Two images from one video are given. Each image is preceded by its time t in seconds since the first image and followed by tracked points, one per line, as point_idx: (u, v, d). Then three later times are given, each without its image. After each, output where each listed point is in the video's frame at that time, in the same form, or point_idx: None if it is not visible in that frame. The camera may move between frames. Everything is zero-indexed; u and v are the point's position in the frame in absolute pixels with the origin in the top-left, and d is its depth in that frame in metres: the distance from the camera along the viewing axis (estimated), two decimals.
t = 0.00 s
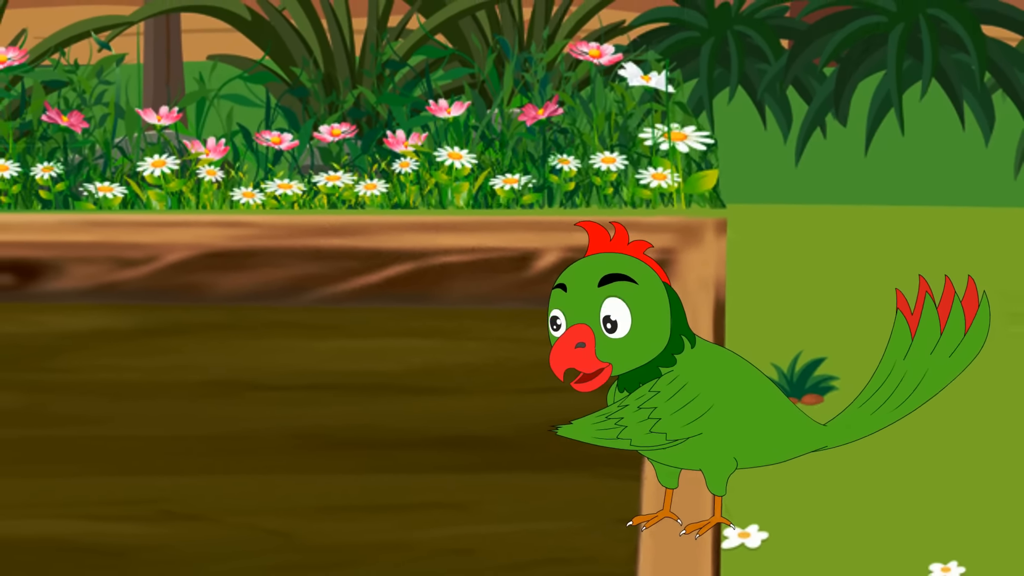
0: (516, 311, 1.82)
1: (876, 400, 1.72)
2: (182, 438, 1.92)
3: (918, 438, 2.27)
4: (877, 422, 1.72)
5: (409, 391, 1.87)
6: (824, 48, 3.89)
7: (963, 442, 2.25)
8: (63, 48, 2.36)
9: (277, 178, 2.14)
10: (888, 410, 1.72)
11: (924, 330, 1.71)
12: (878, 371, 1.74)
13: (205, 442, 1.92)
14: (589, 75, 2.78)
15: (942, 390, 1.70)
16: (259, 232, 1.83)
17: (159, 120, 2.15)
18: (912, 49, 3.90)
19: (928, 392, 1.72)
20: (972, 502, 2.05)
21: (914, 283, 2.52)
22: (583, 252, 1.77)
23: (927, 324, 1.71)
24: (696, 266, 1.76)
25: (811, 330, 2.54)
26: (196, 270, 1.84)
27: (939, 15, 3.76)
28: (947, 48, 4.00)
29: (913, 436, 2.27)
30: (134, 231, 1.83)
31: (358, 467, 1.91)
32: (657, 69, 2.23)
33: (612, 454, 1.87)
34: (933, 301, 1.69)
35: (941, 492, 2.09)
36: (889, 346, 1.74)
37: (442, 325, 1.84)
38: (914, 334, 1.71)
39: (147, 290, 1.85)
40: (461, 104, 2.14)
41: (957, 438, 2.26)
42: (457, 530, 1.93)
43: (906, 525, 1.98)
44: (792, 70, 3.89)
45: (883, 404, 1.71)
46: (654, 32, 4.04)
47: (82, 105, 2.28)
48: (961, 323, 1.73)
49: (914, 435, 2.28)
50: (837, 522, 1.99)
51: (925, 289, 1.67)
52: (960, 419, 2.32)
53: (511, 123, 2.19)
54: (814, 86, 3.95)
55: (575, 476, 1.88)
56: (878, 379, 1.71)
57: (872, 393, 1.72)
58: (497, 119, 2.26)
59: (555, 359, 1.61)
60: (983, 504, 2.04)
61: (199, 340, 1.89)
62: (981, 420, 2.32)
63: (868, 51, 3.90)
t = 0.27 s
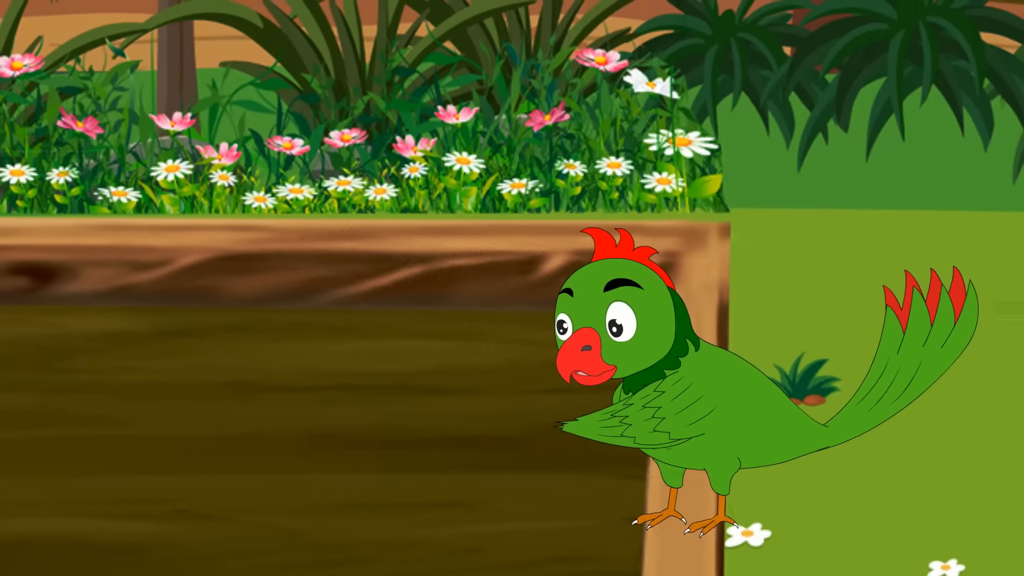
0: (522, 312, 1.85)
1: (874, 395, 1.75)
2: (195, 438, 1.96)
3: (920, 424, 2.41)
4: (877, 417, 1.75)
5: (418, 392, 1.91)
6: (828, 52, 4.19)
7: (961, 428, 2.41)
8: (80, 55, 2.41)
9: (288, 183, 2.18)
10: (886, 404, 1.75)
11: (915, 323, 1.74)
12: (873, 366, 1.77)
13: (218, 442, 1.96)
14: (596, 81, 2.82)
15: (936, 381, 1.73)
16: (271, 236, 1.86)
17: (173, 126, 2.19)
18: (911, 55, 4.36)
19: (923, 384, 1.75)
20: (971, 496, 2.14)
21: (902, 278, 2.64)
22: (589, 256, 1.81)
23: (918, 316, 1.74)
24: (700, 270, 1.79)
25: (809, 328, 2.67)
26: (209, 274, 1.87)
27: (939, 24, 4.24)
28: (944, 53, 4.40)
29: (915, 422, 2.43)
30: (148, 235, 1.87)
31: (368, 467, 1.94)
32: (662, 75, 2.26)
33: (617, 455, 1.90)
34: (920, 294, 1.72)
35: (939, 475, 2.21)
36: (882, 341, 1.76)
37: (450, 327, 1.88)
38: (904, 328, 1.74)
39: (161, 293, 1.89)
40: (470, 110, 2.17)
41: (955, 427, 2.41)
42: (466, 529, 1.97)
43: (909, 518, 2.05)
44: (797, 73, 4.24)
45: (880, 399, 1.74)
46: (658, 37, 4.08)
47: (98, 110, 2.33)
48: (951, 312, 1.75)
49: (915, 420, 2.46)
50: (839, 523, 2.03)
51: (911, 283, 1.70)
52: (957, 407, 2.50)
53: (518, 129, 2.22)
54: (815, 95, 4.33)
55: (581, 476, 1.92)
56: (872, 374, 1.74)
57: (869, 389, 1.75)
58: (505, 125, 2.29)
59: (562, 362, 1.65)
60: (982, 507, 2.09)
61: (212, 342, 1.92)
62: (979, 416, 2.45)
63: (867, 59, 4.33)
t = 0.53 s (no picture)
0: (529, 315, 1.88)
1: (877, 396, 1.83)
2: (209, 438, 2.00)
3: (923, 423, 2.33)
4: (880, 418, 1.83)
5: (427, 393, 1.95)
6: (831, 58, 4.06)
7: (963, 428, 2.33)
8: (94, 62, 2.45)
9: (299, 188, 2.22)
10: (888, 406, 1.83)
11: (917, 328, 1.82)
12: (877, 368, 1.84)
13: (231, 442, 1.99)
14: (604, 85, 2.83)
15: (937, 383, 1.80)
16: (282, 240, 1.90)
17: (186, 132, 2.23)
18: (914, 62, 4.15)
19: (925, 386, 1.83)
20: (970, 500, 2.17)
21: (901, 279, 2.59)
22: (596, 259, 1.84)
23: (919, 321, 1.82)
24: (704, 272, 1.82)
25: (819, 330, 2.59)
26: (221, 277, 1.91)
27: (939, 31, 4.05)
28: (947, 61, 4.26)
29: (917, 422, 2.33)
30: (161, 239, 1.91)
31: (379, 466, 1.98)
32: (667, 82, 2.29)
33: (623, 454, 1.94)
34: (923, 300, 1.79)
35: (940, 478, 2.21)
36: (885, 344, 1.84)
37: (458, 329, 1.92)
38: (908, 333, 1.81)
39: (175, 296, 1.93)
40: (478, 117, 2.21)
41: (960, 420, 2.35)
42: (476, 527, 2.00)
43: (908, 522, 2.10)
44: (800, 81, 4.13)
45: (883, 400, 1.83)
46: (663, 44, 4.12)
47: (112, 116, 2.37)
48: (952, 318, 1.83)
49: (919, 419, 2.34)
50: (849, 512, 2.11)
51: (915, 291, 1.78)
52: (964, 400, 2.41)
53: (527, 134, 2.27)
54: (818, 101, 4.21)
55: (587, 475, 1.95)
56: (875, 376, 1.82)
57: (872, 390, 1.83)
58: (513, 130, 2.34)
59: (569, 363, 1.68)
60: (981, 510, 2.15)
61: (224, 343, 1.96)
62: (983, 404, 2.40)
63: (870, 66, 4.20)
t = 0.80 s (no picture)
0: (536, 317, 1.93)
1: (881, 402, 1.82)
2: (223, 438, 2.03)
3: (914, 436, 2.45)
4: (882, 424, 1.82)
5: (437, 394, 1.98)
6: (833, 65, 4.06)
7: (955, 446, 2.42)
8: (108, 69, 2.50)
9: (311, 193, 2.26)
10: (891, 413, 1.82)
11: (927, 338, 1.81)
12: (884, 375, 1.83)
13: (244, 442, 2.03)
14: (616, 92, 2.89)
15: (943, 394, 1.80)
16: (294, 244, 1.94)
17: (199, 138, 2.27)
18: (913, 69, 4.17)
19: (930, 396, 1.82)
20: (971, 513, 2.15)
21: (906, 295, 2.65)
22: (602, 262, 1.88)
23: (931, 332, 1.79)
24: (708, 275, 1.86)
25: (818, 336, 2.69)
26: (235, 280, 1.96)
27: (938, 39, 4.10)
28: (945, 68, 4.24)
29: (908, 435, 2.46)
30: (175, 243, 1.95)
31: (390, 466, 2.02)
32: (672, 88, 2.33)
33: (630, 454, 1.96)
34: (935, 312, 1.78)
35: (937, 504, 2.18)
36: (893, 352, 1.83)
37: (468, 332, 1.95)
38: (918, 342, 1.80)
39: (189, 298, 1.97)
40: (486, 122, 2.25)
41: (953, 444, 2.42)
42: (486, 525, 2.04)
43: (904, 520, 2.12)
44: (802, 87, 4.08)
45: (887, 406, 1.81)
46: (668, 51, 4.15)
47: (126, 122, 2.42)
48: (962, 330, 1.82)
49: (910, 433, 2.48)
50: (842, 528, 2.09)
51: (930, 302, 1.76)
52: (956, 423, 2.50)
53: (533, 139, 2.32)
54: (819, 107, 4.18)
55: (595, 476, 1.98)
56: (884, 384, 1.80)
57: (877, 397, 1.82)
58: (520, 136, 2.37)
59: (575, 364, 1.71)
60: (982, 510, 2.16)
61: (238, 345, 2.00)
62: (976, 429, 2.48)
63: (871, 73, 4.15)
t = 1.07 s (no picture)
0: (544, 320, 1.97)
1: (884, 409, 1.83)
2: (239, 438, 2.08)
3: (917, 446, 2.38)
4: (884, 430, 1.83)
5: (448, 395, 2.02)
6: (835, 72, 4.03)
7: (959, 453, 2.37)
8: (123, 76, 2.54)
9: (323, 198, 2.31)
10: (894, 420, 1.83)
11: (934, 349, 1.82)
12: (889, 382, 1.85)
13: (259, 442, 2.07)
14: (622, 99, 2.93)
15: (946, 404, 1.81)
16: (306, 248, 1.99)
17: (213, 143, 2.32)
18: (914, 75, 4.04)
19: (934, 405, 1.84)
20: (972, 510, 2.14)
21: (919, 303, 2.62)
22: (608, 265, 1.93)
23: (938, 342, 1.80)
24: (713, 278, 1.89)
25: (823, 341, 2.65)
26: (248, 283, 2.00)
27: (939, 46, 4.00)
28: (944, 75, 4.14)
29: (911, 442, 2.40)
30: (190, 246, 2.00)
31: (402, 465, 2.05)
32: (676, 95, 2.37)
33: (636, 455, 2.01)
34: (943, 323, 1.79)
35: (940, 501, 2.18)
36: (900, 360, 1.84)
37: (477, 334, 1.99)
38: (924, 352, 1.81)
39: (203, 300, 2.02)
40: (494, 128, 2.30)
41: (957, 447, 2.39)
42: (499, 524, 2.07)
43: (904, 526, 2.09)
44: (806, 94, 4.00)
45: (889, 413, 1.82)
46: (674, 57, 4.17)
47: (141, 128, 2.47)
48: (969, 344, 1.82)
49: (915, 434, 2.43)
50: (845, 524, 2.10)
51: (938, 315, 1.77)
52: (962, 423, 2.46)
53: (540, 145, 2.33)
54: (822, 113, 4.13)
55: (603, 475, 2.02)
56: (889, 390, 1.82)
57: (880, 403, 1.83)
58: (527, 141, 2.42)
59: (582, 363, 1.75)
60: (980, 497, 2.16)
61: (253, 346, 2.04)
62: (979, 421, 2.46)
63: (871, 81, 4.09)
